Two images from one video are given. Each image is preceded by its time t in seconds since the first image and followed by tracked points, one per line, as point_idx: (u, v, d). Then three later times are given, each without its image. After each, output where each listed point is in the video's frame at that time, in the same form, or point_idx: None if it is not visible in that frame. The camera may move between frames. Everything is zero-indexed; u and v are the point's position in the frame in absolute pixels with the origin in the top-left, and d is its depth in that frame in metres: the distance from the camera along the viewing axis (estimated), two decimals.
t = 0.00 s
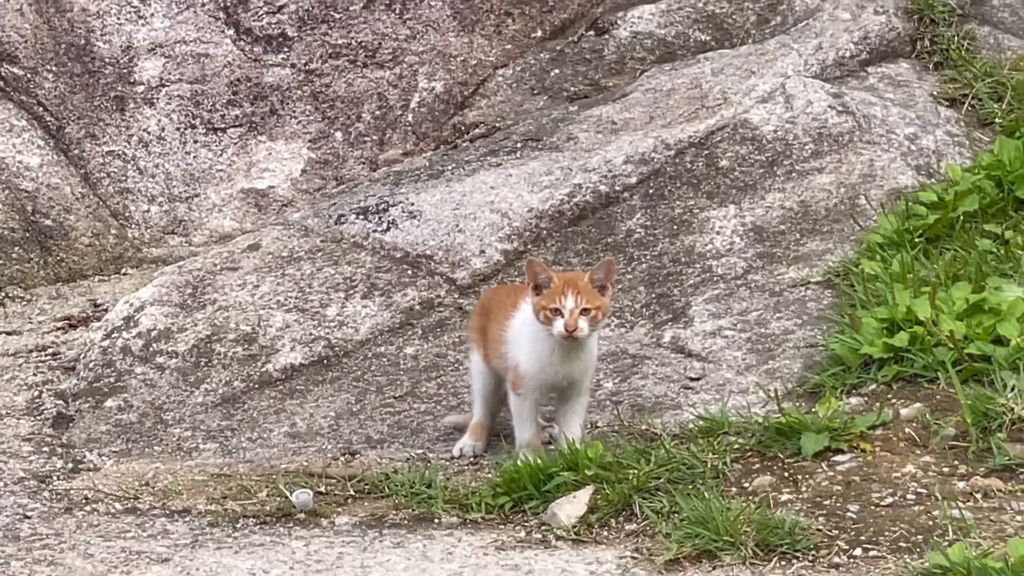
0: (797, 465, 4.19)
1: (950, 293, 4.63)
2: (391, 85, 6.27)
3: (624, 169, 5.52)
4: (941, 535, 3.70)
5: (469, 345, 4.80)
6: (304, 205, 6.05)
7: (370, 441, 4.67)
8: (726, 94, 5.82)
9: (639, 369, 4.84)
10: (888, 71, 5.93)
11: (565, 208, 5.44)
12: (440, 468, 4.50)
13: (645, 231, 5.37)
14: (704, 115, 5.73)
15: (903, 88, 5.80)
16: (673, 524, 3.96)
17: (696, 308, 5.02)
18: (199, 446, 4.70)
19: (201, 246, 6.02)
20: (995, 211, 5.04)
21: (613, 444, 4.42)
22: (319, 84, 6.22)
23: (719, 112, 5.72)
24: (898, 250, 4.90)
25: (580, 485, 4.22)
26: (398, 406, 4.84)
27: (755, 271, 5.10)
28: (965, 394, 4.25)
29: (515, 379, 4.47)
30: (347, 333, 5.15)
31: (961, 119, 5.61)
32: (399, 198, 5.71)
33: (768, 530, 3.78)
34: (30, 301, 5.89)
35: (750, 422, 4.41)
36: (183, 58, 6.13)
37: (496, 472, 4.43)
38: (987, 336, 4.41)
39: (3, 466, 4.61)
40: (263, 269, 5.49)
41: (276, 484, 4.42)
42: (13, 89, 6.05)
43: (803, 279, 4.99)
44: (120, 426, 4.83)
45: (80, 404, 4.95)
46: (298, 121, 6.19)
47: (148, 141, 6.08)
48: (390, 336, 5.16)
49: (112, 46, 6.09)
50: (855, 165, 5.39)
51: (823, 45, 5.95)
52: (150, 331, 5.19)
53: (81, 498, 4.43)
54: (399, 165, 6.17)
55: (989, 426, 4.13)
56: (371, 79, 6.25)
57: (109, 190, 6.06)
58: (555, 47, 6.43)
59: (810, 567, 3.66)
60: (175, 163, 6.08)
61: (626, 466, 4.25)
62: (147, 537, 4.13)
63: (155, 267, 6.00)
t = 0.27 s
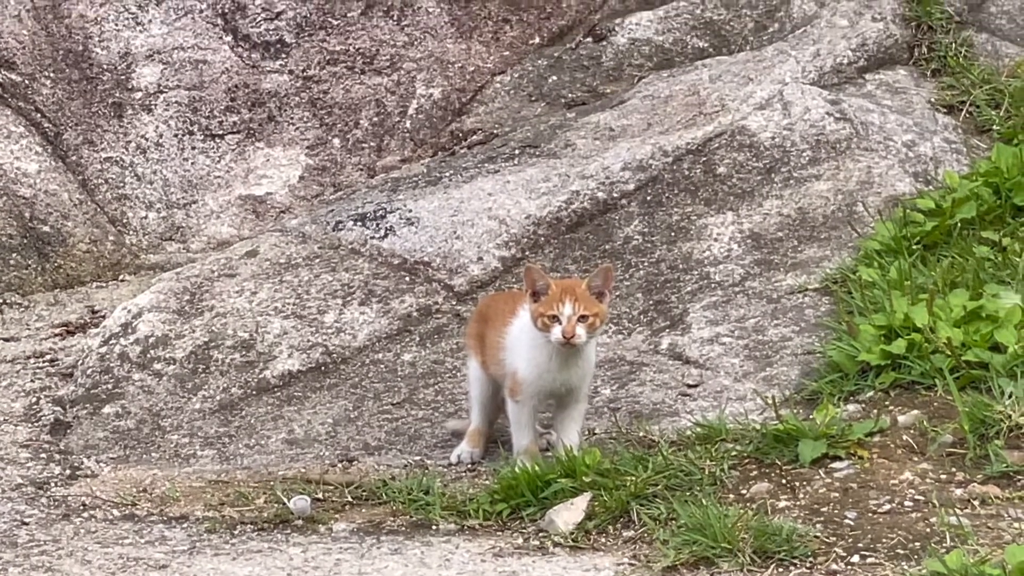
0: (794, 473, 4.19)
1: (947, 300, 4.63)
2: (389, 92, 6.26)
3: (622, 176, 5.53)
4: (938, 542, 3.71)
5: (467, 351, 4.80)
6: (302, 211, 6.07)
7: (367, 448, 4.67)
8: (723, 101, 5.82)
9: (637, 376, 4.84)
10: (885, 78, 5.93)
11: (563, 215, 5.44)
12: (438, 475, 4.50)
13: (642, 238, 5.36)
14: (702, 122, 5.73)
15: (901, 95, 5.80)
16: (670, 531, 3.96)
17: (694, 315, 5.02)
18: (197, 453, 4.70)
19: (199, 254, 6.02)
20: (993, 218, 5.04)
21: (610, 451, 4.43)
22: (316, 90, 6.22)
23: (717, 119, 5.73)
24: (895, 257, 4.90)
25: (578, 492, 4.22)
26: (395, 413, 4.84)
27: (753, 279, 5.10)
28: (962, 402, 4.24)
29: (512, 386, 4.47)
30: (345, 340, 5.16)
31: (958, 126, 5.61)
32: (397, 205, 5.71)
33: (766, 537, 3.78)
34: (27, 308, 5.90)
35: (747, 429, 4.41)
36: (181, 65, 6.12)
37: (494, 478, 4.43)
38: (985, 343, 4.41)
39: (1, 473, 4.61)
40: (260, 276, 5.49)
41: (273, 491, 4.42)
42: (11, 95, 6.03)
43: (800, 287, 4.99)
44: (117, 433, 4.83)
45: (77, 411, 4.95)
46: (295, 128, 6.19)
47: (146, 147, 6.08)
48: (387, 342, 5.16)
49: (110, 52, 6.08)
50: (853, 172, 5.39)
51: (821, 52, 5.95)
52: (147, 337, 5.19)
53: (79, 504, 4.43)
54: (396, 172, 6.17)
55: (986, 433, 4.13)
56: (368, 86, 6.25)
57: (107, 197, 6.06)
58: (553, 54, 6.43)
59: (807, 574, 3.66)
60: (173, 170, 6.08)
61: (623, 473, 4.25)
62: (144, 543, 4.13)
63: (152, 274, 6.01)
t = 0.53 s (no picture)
0: (794, 475, 4.19)
1: (947, 302, 4.63)
2: (388, 94, 6.27)
3: (621, 178, 5.53)
4: (938, 544, 3.71)
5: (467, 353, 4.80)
6: (301, 213, 6.09)
7: (367, 449, 4.67)
8: (723, 103, 5.82)
9: (637, 378, 4.84)
10: (885, 80, 5.93)
11: (562, 217, 5.44)
12: (437, 477, 4.51)
13: (642, 240, 5.36)
14: (702, 124, 5.74)
15: (901, 97, 5.80)
16: (670, 533, 3.96)
17: (693, 317, 5.02)
18: (196, 455, 4.70)
19: (199, 255, 6.05)
20: (993, 221, 5.04)
21: (610, 453, 4.43)
22: (316, 93, 6.21)
23: (717, 121, 5.73)
24: (895, 259, 4.90)
25: (578, 494, 4.22)
26: (395, 415, 4.84)
27: (753, 281, 5.09)
28: (962, 404, 4.25)
29: (512, 388, 4.47)
30: (345, 342, 5.16)
31: (958, 129, 5.61)
32: (397, 207, 5.71)
33: (765, 539, 3.78)
34: (27, 310, 5.90)
35: (747, 431, 4.41)
36: (180, 67, 6.11)
37: (494, 480, 4.44)
38: (985, 346, 4.41)
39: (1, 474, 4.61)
40: (260, 278, 5.49)
41: (273, 493, 4.42)
42: (10, 97, 6.02)
43: (800, 289, 4.99)
44: (117, 434, 4.83)
45: (77, 412, 4.95)
46: (295, 130, 6.20)
47: (145, 149, 6.08)
48: (387, 344, 5.16)
49: (109, 54, 6.07)
50: (853, 174, 5.39)
51: (821, 55, 5.94)
52: (147, 339, 5.19)
53: (78, 506, 4.43)
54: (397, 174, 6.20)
55: (986, 435, 4.13)
56: (368, 88, 6.25)
57: (106, 199, 6.07)
58: (553, 56, 6.45)
59: None
60: (172, 172, 6.09)
61: (623, 475, 4.25)
62: (144, 545, 4.13)
63: (152, 276, 6.04)
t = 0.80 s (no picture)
0: (794, 472, 4.19)
1: (947, 300, 4.63)
2: (389, 91, 6.27)
3: (621, 175, 5.52)
4: (938, 541, 3.70)
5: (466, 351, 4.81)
6: (302, 210, 6.08)
7: (367, 446, 4.67)
8: (723, 100, 5.82)
9: (636, 375, 4.84)
10: (886, 77, 5.93)
11: (563, 214, 5.44)
12: (437, 474, 4.51)
13: (642, 237, 5.36)
14: (702, 121, 5.73)
15: (901, 94, 5.80)
16: (669, 530, 3.96)
17: (693, 314, 5.01)
18: (196, 451, 4.70)
19: (199, 251, 6.03)
20: (993, 218, 5.04)
21: (610, 450, 4.43)
22: (316, 89, 6.22)
23: (717, 117, 5.73)
24: (895, 256, 4.90)
25: (577, 491, 4.22)
26: (394, 412, 4.84)
27: (753, 278, 5.09)
28: (962, 401, 4.25)
29: (512, 385, 4.47)
30: (345, 339, 5.15)
31: (958, 126, 5.60)
32: (397, 204, 5.71)
33: (765, 536, 3.78)
34: (27, 306, 5.86)
35: (747, 428, 4.41)
36: (180, 63, 6.11)
37: (494, 477, 4.44)
38: (984, 343, 4.41)
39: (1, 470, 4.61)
40: (260, 274, 5.49)
41: (273, 489, 4.42)
42: (11, 93, 6.02)
43: (800, 286, 4.99)
44: (117, 431, 4.83)
45: (77, 408, 4.95)
46: (295, 126, 6.19)
47: (145, 146, 6.08)
48: (387, 341, 5.16)
49: (109, 50, 6.07)
50: (853, 171, 5.39)
51: (821, 52, 5.96)
52: (147, 336, 5.18)
53: (78, 503, 4.43)
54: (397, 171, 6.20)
55: (986, 433, 4.13)
56: (368, 85, 6.25)
57: (107, 195, 6.06)
58: (553, 53, 6.47)
59: (806, 573, 3.66)
60: (172, 168, 6.09)
61: (623, 472, 4.25)
62: (144, 542, 4.13)
63: (152, 272, 6.01)
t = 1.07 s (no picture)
0: (798, 459, 4.19)
1: (951, 287, 4.63)
2: (393, 78, 6.28)
3: (625, 162, 5.53)
4: (942, 529, 3.70)
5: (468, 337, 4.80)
6: (305, 197, 6.07)
7: (371, 434, 4.67)
8: (727, 88, 5.82)
9: (641, 363, 4.84)
10: (890, 65, 5.92)
11: (567, 201, 5.43)
12: (441, 461, 4.50)
13: (646, 225, 5.35)
14: (706, 109, 5.73)
15: (905, 82, 5.79)
16: (673, 518, 3.96)
17: (697, 301, 5.01)
18: (200, 438, 4.70)
19: (202, 239, 6.02)
20: (997, 206, 5.05)
21: (614, 438, 4.43)
22: (320, 76, 6.22)
23: (721, 105, 5.72)
24: (899, 244, 4.90)
25: (581, 479, 4.22)
26: (399, 399, 4.84)
27: (757, 265, 5.08)
28: (966, 389, 4.25)
29: (516, 373, 4.47)
30: (349, 326, 5.15)
31: (962, 114, 5.60)
32: (401, 190, 5.73)
33: (769, 524, 3.77)
34: (31, 292, 5.85)
35: (751, 416, 4.41)
36: (185, 51, 6.13)
37: (497, 465, 4.43)
38: (989, 330, 4.41)
39: (4, 458, 4.61)
40: (264, 262, 5.49)
41: (277, 477, 4.42)
42: (15, 80, 6.04)
43: (805, 274, 4.98)
44: (121, 418, 4.83)
45: (81, 396, 4.95)
46: (299, 113, 6.19)
47: (150, 133, 6.08)
48: (391, 329, 5.15)
49: (114, 37, 6.09)
50: (857, 159, 5.37)
51: (825, 40, 5.97)
52: (151, 323, 5.18)
53: (82, 490, 4.43)
54: (400, 158, 6.20)
55: (990, 420, 4.13)
56: (373, 72, 6.27)
57: (111, 181, 6.07)
58: (557, 41, 6.54)
59: (810, 561, 3.66)
60: (176, 155, 6.08)
61: (627, 460, 4.25)
62: (148, 529, 4.13)
63: (156, 259, 5.99)
